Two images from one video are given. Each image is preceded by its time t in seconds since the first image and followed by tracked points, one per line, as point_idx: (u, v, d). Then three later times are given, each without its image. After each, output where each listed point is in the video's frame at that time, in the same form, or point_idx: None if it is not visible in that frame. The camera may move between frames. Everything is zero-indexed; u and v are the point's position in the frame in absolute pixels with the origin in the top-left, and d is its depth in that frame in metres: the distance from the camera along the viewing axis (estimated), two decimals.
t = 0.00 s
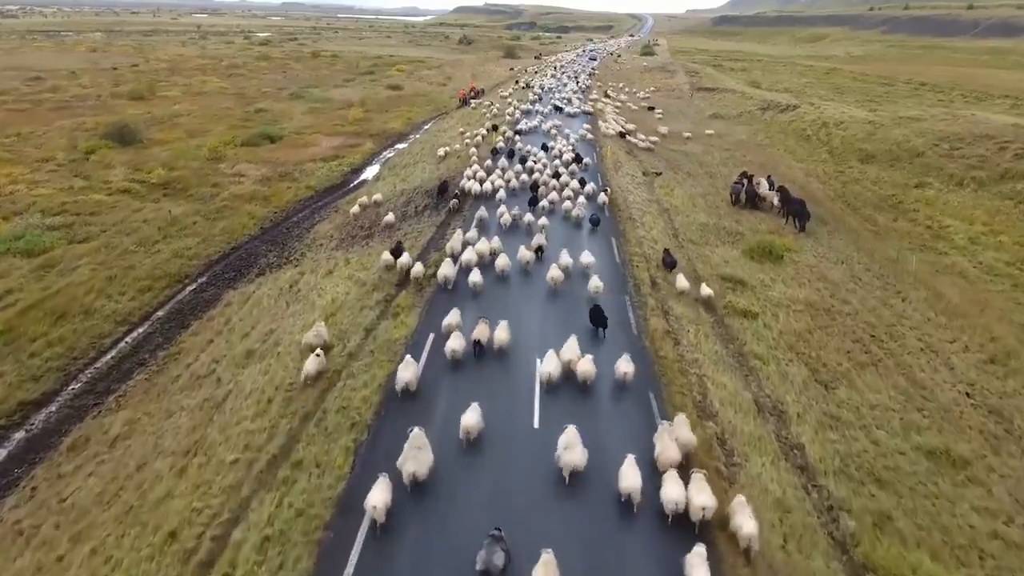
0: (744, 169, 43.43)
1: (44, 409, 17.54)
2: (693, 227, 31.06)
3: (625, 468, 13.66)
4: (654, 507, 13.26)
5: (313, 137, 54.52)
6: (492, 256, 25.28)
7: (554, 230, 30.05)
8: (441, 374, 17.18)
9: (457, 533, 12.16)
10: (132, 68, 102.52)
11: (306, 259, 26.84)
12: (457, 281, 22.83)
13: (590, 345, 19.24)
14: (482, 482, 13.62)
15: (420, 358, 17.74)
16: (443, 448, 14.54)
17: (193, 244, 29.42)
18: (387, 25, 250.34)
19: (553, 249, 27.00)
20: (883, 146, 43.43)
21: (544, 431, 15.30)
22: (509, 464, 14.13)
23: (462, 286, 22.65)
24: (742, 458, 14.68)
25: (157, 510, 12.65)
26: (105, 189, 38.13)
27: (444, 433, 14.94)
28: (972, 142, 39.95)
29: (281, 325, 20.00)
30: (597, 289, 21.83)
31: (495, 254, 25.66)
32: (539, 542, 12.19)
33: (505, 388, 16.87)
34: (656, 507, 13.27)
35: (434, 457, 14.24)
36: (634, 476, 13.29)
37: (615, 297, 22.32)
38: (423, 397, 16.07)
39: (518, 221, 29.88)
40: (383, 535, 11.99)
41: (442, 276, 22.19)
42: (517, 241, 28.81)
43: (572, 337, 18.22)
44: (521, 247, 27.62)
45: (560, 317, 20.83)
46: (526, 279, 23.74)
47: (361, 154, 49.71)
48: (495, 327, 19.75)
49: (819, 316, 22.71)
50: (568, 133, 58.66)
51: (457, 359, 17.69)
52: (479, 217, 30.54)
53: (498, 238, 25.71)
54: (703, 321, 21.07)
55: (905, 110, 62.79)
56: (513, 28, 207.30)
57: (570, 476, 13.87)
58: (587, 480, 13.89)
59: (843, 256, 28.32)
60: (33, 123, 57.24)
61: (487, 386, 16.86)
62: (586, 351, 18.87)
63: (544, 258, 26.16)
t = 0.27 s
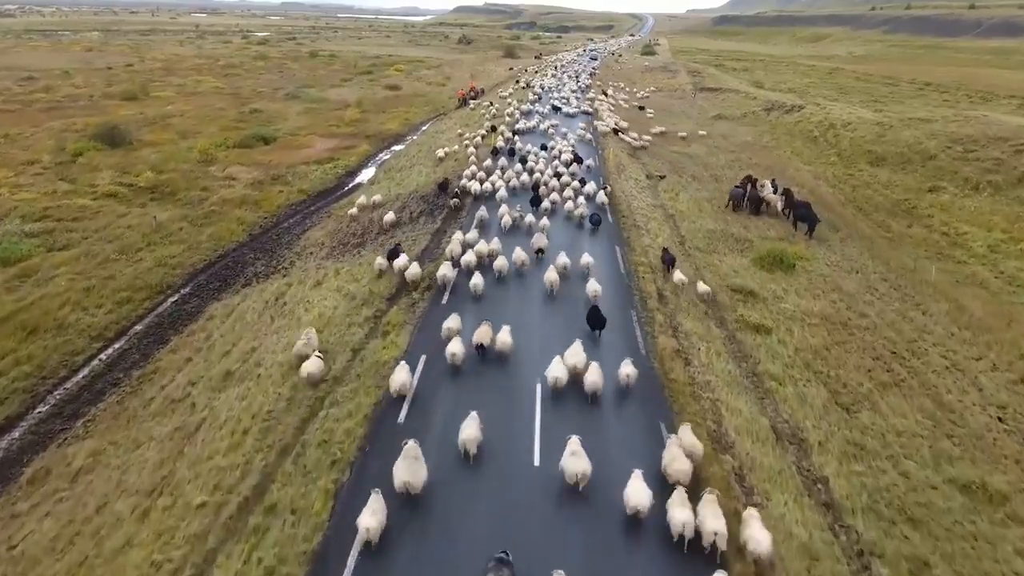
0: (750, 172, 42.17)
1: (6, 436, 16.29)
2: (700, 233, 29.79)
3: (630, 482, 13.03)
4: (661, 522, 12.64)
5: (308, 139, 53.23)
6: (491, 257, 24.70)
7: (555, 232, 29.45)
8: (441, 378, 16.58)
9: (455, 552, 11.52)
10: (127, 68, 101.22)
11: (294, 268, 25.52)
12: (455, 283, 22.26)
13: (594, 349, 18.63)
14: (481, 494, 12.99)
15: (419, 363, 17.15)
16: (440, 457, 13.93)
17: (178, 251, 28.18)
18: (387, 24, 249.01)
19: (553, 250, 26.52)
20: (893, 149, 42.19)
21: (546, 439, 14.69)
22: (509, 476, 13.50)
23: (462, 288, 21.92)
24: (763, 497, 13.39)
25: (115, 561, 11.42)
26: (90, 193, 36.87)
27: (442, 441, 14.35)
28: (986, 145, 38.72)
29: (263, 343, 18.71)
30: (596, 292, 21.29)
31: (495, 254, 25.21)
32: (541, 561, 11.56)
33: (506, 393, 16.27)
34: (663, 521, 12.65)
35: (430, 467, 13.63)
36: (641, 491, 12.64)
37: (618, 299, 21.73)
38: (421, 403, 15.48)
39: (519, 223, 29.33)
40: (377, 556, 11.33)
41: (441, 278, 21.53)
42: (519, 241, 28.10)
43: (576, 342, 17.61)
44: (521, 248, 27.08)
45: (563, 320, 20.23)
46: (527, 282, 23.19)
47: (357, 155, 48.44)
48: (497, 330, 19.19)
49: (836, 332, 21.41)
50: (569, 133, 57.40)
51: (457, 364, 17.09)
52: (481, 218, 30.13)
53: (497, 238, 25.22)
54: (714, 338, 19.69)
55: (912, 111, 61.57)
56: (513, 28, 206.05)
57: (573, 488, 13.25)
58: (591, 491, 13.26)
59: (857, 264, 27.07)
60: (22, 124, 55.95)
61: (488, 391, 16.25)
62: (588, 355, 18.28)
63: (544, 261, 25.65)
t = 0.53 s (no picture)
0: (758, 176, 40.73)
1: None
2: (708, 242, 28.33)
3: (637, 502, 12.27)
4: (670, 540, 11.84)
5: (302, 141, 51.80)
6: (491, 260, 23.93)
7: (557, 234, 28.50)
8: (439, 387, 15.82)
9: None
10: (121, 68, 99.75)
11: (280, 281, 24.03)
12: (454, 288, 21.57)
13: (599, 357, 17.82)
14: (478, 512, 12.18)
15: (417, 372, 16.38)
16: (436, 473, 13.10)
17: (158, 262, 26.72)
18: (386, 24, 247.61)
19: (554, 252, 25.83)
20: (905, 152, 40.72)
21: (549, 453, 13.85)
22: (508, 492, 12.69)
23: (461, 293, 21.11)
24: (795, 557, 11.83)
25: None
26: (72, 199, 35.40)
27: (439, 454, 13.54)
28: (1003, 149, 37.28)
29: (239, 368, 17.20)
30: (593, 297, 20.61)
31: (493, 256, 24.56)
32: None
33: (507, 403, 15.46)
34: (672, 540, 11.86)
35: (424, 484, 12.81)
36: (649, 514, 11.73)
37: (622, 305, 20.99)
38: (418, 415, 14.71)
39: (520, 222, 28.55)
40: None
41: (439, 283, 20.71)
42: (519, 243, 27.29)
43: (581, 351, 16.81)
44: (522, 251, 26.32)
45: (567, 327, 19.45)
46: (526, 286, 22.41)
47: (352, 158, 47.00)
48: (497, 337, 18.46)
49: (859, 353, 19.91)
50: (569, 134, 55.93)
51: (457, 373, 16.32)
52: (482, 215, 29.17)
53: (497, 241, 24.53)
54: (729, 361, 18.16)
55: (922, 113, 60.13)
56: (514, 28, 204.92)
57: (577, 506, 12.40)
58: (596, 510, 12.39)
59: (875, 276, 25.64)
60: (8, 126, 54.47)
61: (488, 401, 15.47)
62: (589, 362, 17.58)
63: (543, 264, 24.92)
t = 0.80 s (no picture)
0: (765, 181, 39.30)
1: None
2: (716, 253, 26.89)
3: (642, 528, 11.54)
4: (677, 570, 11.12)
5: (294, 144, 50.34)
6: (489, 263, 23.23)
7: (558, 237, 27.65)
8: (436, 400, 15.16)
9: None
10: (114, 69, 98.27)
11: (263, 297, 22.57)
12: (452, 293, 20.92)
13: (602, 368, 17.14)
14: (473, 537, 11.46)
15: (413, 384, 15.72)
16: (430, 494, 12.41)
17: (135, 276, 25.28)
18: (385, 23, 246.17)
19: (553, 256, 25.08)
20: (918, 156, 39.32)
21: (550, 472, 13.14)
22: (504, 515, 11.99)
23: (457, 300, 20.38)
24: None
25: None
26: (51, 207, 33.94)
27: (434, 473, 12.86)
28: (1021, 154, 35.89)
29: (209, 400, 15.72)
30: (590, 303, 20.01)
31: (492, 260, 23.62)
32: None
33: (507, 417, 14.78)
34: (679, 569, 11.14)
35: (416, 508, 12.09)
36: (656, 544, 10.98)
37: (624, 311, 20.34)
38: (414, 430, 14.05)
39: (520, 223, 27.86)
40: None
41: (435, 290, 19.96)
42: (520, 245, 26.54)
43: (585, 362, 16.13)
44: (521, 254, 25.56)
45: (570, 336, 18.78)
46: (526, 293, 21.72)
47: (345, 163, 45.52)
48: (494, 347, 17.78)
49: (883, 377, 18.43)
50: (569, 136, 54.52)
51: (456, 385, 15.68)
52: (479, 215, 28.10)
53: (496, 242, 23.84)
54: (744, 390, 16.65)
55: (930, 115, 58.79)
56: (513, 27, 203.63)
57: (578, 531, 11.70)
58: (600, 535, 11.68)
59: (894, 290, 24.22)
60: None
61: (488, 415, 14.81)
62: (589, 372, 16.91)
63: (542, 267, 24.24)
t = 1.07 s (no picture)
0: (771, 185, 38.03)
1: None
2: (723, 264, 25.66)
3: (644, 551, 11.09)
4: None
5: (287, 147, 49.03)
6: (488, 266, 22.88)
7: (559, 241, 27.41)
8: (436, 412, 14.80)
9: None
10: (107, 69, 96.92)
11: (246, 313, 21.42)
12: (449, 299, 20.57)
13: (603, 376, 16.75)
14: (468, 558, 11.04)
15: (411, 394, 15.35)
16: (425, 510, 12.03)
17: (113, 289, 24.09)
18: (384, 23, 244.94)
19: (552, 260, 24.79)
20: (928, 159, 38.16)
21: (549, 488, 12.75)
22: (501, 533, 11.57)
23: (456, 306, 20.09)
24: None
25: None
26: (31, 214, 32.68)
27: (430, 487, 12.49)
28: None
29: (179, 434, 14.52)
30: (585, 307, 19.63)
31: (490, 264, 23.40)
32: None
33: (507, 430, 14.39)
34: None
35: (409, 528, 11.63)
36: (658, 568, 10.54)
37: (624, 317, 19.96)
38: (410, 443, 13.68)
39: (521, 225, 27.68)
40: None
41: (430, 298, 19.55)
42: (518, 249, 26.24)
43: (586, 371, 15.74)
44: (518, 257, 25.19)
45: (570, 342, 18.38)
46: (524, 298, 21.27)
47: (338, 166, 44.25)
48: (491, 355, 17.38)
49: (905, 403, 17.23)
50: (569, 138, 53.33)
51: (456, 395, 15.31)
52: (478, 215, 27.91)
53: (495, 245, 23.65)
54: (758, 419, 15.44)
55: (937, 117, 57.65)
56: (513, 27, 202.61)
57: (578, 551, 11.28)
58: (600, 555, 11.27)
59: (911, 303, 23.05)
60: None
61: (487, 427, 14.41)
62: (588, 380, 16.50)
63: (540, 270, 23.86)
